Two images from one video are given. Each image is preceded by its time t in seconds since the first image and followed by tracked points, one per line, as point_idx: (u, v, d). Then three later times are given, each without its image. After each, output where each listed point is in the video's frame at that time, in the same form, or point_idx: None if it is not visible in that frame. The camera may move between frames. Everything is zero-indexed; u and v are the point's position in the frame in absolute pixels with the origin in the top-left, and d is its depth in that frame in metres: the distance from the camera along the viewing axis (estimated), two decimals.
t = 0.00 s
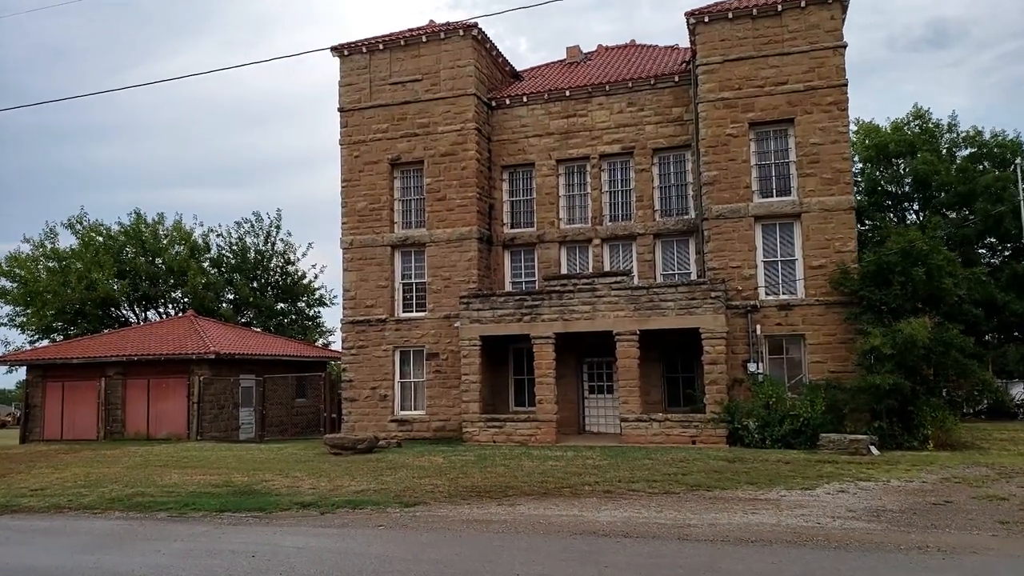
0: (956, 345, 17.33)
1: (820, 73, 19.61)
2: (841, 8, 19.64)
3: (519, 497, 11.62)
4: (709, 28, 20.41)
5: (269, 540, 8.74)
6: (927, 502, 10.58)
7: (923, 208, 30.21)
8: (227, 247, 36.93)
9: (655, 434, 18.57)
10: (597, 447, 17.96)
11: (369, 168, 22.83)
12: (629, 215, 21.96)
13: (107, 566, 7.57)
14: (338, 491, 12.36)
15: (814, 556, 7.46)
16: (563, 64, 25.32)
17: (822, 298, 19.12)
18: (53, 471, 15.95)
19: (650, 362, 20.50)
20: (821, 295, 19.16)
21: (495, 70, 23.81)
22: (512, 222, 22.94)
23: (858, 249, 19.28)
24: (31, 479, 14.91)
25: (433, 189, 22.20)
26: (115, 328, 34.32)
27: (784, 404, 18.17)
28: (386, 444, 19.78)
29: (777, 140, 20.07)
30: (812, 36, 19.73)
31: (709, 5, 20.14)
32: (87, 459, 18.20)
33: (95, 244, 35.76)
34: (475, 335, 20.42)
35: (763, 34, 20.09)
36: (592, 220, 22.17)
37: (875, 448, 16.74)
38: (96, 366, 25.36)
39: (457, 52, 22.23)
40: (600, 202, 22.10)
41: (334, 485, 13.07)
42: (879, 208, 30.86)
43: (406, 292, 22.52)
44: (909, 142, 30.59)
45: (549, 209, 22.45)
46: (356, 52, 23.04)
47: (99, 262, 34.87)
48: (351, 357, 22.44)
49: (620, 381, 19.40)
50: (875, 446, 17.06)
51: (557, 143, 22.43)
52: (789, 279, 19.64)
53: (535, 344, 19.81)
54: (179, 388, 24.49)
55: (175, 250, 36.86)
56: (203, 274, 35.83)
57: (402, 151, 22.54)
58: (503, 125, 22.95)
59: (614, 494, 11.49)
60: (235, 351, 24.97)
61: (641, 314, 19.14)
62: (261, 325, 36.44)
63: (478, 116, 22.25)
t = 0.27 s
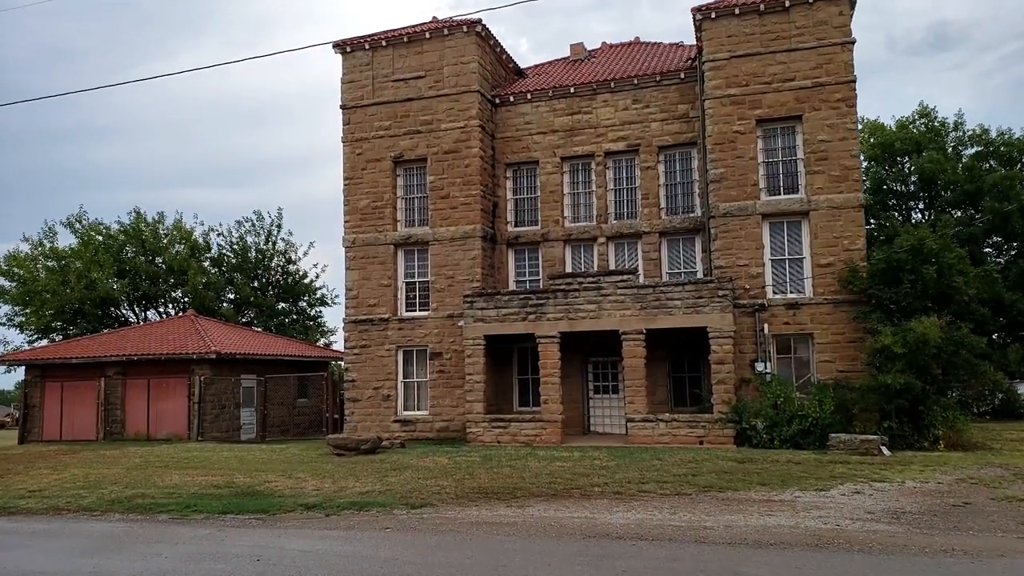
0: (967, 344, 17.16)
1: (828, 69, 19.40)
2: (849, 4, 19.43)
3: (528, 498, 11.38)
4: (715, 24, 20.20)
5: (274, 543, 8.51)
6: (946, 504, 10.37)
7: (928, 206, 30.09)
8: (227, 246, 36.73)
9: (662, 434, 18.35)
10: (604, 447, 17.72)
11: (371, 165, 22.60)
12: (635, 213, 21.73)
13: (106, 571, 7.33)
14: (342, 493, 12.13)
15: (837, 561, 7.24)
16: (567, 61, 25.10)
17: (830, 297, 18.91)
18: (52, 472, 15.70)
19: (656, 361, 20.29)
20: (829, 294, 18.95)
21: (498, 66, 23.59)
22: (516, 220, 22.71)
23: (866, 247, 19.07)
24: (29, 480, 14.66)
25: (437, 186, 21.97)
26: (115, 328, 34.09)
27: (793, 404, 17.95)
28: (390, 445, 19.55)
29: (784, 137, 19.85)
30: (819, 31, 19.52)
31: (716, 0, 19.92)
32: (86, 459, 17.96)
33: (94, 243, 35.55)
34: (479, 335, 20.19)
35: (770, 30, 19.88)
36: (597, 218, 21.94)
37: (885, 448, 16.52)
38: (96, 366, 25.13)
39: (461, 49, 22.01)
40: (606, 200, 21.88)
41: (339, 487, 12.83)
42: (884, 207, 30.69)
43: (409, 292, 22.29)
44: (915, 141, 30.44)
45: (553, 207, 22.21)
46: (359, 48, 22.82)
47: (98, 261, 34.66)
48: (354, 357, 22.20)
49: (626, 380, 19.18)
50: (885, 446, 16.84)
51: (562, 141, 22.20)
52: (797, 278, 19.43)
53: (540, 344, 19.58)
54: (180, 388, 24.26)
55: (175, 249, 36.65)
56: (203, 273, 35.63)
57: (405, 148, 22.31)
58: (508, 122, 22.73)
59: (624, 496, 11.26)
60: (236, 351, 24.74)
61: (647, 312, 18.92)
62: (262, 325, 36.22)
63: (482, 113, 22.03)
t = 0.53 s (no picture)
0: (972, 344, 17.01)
1: (832, 66, 19.23)
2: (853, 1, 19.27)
3: (533, 502, 11.18)
4: (718, 22, 20.02)
5: (274, 550, 8.28)
6: (959, 506, 10.20)
7: (929, 206, 30.00)
8: (224, 246, 36.47)
9: (664, 436, 18.16)
10: (606, 448, 17.52)
11: (370, 164, 22.37)
12: (636, 212, 21.55)
13: None
14: (342, 497, 11.90)
15: (856, 567, 7.04)
16: (567, 59, 24.91)
17: (834, 297, 18.75)
18: (45, 476, 15.44)
19: (658, 361, 20.10)
20: (833, 293, 18.78)
21: (498, 64, 23.38)
22: (516, 219, 22.50)
23: (870, 246, 18.91)
24: (22, 484, 14.40)
25: (436, 185, 21.75)
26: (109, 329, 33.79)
27: (797, 405, 17.78)
28: (389, 447, 19.32)
29: (787, 135, 19.68)
30: (823, 29, 19.36)
31: None
32: (81, 463, 17.69)
33: (88, 243, 35.25)
34: (480, 335, 19.98)
35: (773, 28, 19.70)
36: (598, 218, 21.75)
37: (891, 449, 16.35)
38: (90, 367, 24.86)
39: (461, 46, 21.80)
40: (607, 199, 21.70)
41: (339, 490, 12.61)
42: (885, 206, 30.59)
43: (408, 292, 22.07)
44: (915, 140, 30.34)
45: (554, 206, 22.01)
46: (357, 45, 22.59)
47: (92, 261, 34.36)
48: (353, 358, 21.97)
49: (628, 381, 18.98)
50: (891, 447, 16.68)
51: (563, 139, 22.00)
52: (800, 277, 19.26)
53: (541, 344, 19.38)
54: (175, 390, 23.99)
55: (170, 249, 36.36)
56: (200, 273, 35.39)
57: (404, 146, 22.09)
58: (508, 121, 22.53)
59: (631, 499, 11.06)
60: (232, 352, 24.48)
61: (650, 312, 18.73)
62: (258, 325, 35.94)
63: (482, 111, 21.82)
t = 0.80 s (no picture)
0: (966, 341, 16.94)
1: (825, 63, 19.13)
2: None
3: (527, 501, 10.97)
4: (711, 17, 19.89)
5: (261, 553, 8.02)
6: (960, 504, 10.06)
7: (919, 204, 30.05)
8: (210, 244, 36.05)
9: (657, 434, 18.00)
10: (599, 447, 17.33)
11: (360, 160, 22.10)
12: (629, 209, 21.39)
13: None
14: (332, 497, 11.64)
15: (862, 566, 6.87)
16: (559, 56, 24.72)
17: (828, 294, 18.64)
18: (26, 478, 15.08)
19: (651, 359, 19.95)
20: (827, 291, 18.68)
21: (490, 60, 23.16)
22: (507, 216, 22.29)
23: (864, 243, 18.82)
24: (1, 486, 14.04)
25: (427, 181, 21.51)
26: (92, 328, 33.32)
27: (792, 403, 17.66)
28: (379, 446, 19.07)
29: (781, 132, 19.57)
30: (816, 25, 19.26)
31: None
32: (63, 463, 17.33)
33: (70, 241, 34.74)
34: (471, 333, 19.75)
35: (767, 24, 19.59)
36: (590, 215, 21.58)
37: (886, 447, 16.25)
38: (72, 366, 24.45)
39: (452, 41, 21.57)
40: (599, 196, 21.52)
41: (328, 491, 12.34)
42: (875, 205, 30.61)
43: (398, 289, 21.81)
44: (905, 139, 30.37)
45: (546, 203, 21.82)
46: (347, 39, 22.31)
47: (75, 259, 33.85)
48: (342, 357, 21.68)
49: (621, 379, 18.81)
50: (885, 445, 16.58)
51: (555, 136, 21.81)
52: (794, 275, 19.16)
53: (533, 342, 19.17)
54: (160, 389, 23.61)
55: (155, 247, 35.90)
56: (185, 271, 34.93)
57: (394, 142, 21.83)
58: (499, 116, 22.31)
59: (627, 498, 10.86)
60: (219, 351, 24.13)
61: (643, 310, 18.57)
62: (245, 324, 35.53)
63: (473, 107, 21.59)
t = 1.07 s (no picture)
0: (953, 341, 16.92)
1: (812, 62, 19.05)
2: None
3: (516, 505, 10.73)
4: (698, 15, 19.75)
5: (240, 563, 7.70)
6: (955, 505, 9.94)
7: (902, 205, 30.16)
8: (189, 243, 35.49)
9: (644, 435, 17.82)
10: (585, 448, 17.13)
11: (342, 156, 21.75)
12: (615, 208, 21.21)
13: None
14: (315, 502, 11.33)
15: (864, 572, 6.69)
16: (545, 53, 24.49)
17: (815, 294, 18.56)
18: None
19: (638, 360, 19.78)
20: (814, 290, 18.59)
21: (475, 56, 22.89)
22: (492, 214, 22.03)
23: (851, 243, 18.76)
24: None
25: (411, 179, 21.20)
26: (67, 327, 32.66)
27: (779, 403, 17.55)
28: (362, 448, 18.74)
29: (768, 131, 19.47)
30: (804, 24, 19.18)
31: None
32: (36, 467, 16.84)
33: (45, 239, 34.04)
34: (456, 333, 19.47)
35: (754, 22, 19.48)
36: (576, 213, 21.37)
37: (874, 447, 16.18)
38: (45, 367, 23.88)
39: (436, 36, 21.28)
40: (585, 195, 21.33)
41: (311, 495, 12.02)
42: (859, 205, 30.69)
43: (381, 289, 21.48)
44: (889, 139, 30.47)
45: (531, 201, 21.59)
46: (329, 34, 21.95)
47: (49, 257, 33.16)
48: (324, 357, 21.33)
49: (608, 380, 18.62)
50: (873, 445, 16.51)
51: (540, 133, 21.58)
52: (780, 274, 19.07)
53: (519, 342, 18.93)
54: (136, 391, 23.11)
55: (132, 245, 35.27)
56: (162, 270, 34.33)
57: (378, 138, 21.50)
58: (484, 114, 22.05)
59: (618, 502, 10.65)
60: (197, 351, 23.68)
61: (630, 309, 18.39)
62: (224, 324, 34.99)
63: (458, 104, 21.32)
